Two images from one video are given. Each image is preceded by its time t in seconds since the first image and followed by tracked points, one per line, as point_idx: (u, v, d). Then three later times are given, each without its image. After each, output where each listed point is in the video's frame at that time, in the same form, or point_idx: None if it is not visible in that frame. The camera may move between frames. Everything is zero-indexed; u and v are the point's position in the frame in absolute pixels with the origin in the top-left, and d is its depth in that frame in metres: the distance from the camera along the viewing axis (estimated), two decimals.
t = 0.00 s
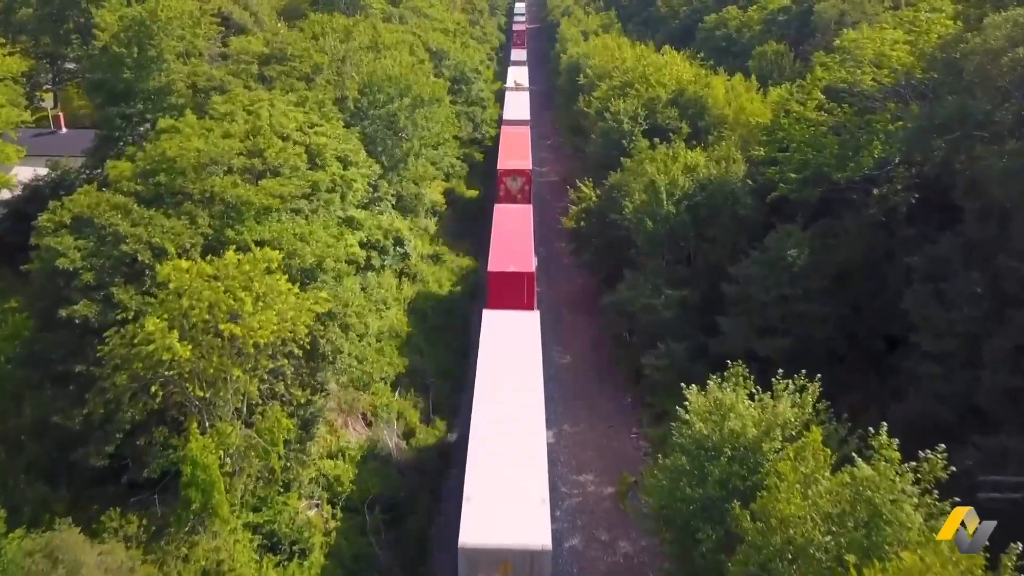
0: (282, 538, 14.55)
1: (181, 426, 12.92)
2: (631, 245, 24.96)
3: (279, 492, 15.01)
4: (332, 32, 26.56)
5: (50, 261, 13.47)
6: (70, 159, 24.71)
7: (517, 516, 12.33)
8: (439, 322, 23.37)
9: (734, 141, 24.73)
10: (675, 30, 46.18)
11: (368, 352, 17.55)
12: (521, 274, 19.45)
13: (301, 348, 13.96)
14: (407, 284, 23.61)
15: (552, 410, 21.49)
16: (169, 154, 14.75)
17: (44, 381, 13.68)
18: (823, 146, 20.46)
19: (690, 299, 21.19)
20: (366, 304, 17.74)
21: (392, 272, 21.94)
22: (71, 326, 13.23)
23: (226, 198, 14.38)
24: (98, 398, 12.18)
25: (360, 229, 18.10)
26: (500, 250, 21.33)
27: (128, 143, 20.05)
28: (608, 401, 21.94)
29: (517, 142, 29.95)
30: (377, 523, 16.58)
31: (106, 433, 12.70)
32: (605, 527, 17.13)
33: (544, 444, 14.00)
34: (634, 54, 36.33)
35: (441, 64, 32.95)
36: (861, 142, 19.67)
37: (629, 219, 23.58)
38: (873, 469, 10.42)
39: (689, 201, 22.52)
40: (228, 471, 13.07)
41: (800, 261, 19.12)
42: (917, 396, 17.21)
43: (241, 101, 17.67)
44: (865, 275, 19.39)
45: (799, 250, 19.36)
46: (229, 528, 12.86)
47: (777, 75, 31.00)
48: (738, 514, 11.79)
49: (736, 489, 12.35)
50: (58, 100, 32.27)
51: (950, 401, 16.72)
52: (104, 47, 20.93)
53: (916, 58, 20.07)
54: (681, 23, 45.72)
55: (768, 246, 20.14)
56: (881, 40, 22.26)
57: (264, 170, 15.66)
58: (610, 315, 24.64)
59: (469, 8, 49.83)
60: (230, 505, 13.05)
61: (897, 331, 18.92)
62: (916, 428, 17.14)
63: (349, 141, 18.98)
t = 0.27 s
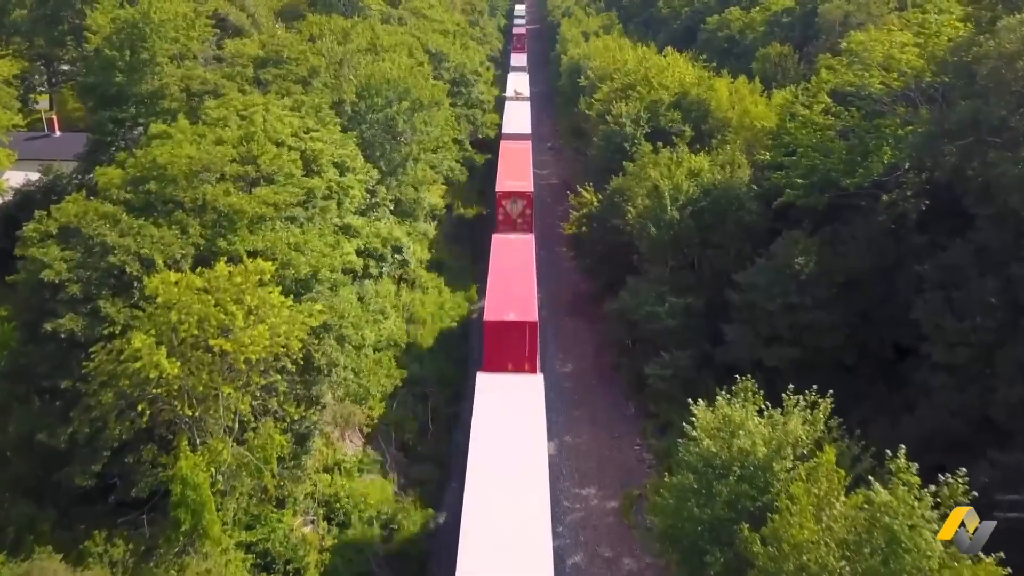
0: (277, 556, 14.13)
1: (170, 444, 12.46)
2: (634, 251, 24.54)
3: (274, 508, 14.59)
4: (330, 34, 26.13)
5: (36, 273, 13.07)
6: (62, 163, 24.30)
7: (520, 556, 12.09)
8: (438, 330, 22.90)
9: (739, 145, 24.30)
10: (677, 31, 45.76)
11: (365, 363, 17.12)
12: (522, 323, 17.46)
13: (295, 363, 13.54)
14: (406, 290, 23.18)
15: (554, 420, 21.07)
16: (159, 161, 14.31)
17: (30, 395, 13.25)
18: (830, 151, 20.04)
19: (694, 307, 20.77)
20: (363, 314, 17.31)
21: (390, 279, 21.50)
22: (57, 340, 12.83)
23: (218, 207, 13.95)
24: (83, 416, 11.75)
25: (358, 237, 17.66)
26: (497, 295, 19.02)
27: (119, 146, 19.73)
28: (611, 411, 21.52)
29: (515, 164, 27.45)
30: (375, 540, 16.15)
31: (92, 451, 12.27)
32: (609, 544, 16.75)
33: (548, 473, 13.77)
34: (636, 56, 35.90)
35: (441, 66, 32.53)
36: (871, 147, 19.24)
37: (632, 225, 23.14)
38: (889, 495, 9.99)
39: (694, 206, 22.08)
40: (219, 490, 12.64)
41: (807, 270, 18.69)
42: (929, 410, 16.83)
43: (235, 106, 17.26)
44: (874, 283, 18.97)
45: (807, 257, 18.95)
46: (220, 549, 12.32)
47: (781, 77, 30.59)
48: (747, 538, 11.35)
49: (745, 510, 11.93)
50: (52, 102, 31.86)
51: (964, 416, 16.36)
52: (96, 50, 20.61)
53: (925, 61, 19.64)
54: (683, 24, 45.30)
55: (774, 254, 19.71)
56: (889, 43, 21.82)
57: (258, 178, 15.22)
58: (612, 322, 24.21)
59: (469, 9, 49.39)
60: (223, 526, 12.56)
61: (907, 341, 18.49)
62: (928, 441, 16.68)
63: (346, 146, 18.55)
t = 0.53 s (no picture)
0: None
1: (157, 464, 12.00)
2: (637, 257, 24.10)
3: (268, 526, 14.14)
4: (328, 36, 25.71)
5: (20, 287, 12.61)
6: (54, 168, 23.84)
7: (520, 555, 12.71)
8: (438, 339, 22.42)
9: (744, 149, 23.88)
10: (678, 32, 45.36)
11: (362, 376, 16.68)
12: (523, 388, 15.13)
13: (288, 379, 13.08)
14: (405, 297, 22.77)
15: (556, 431, 20.65)
16: (149, 168, 13.87)
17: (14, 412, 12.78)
18: (838, 156, 19.59)
19: (699, 315, 20.32)
20: (360, 326, 16.83)
21: (389, 287, 21.05)
22: (41, 356, 12.35)
23: (210, 216, 13.51)
24: (67, 436, 11.29)
25: (355, 245, 17.23)
26: (493, 348, 16.91)
27: (111, 152, 19.17)
28: (614, 421, 21.08)
29: (515, 187, 25.02)
30: (374, 556, 15.74)
31: (79, 471, 11.80)
32: (614, 561, 16.33)
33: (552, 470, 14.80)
34: (638, 58, 35.49)
35: (441, 69, 32.13)
36: (880, 152, 18.79)
37: (635, 231, 22.70)
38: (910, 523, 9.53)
39: (698, 212, 21.62)
40: (209, 512, 12.17)
41: (816, 278, 18.23)
42: (941, 422, 16.24)
43: (228, 111, 16.80)
44: (884, 291, 18.50)
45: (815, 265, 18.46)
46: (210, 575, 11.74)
47: (785, 80, 30.16)
48: (760, 564, 10.89)
49: (756, 532, 11.46)
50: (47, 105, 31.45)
51: (977, 429, 15.70)
52: (87, 54, 20.01)
53: (935, 63, 19.19)
54: (685, 25, 44.92)
55: (782, 261, 19.25)
56: (897, 46, 21.38)
57: (252, 185, 14.77)
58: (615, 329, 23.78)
59: (469, 10, 48.91)
60: (215, 547, 12.09)
61: (918, 351, 18.03)
62: (942, 456, 16.21)
63: (343, 152, 18.11)
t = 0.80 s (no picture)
0: None
1: (144, 485, 11.56)
2: (640, 263, 23.66)
3: (261, 545, 13.69)
4: (325, 38, 25.27)
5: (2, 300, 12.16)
6: (45, 172, 23.40)
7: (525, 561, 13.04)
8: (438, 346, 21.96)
9: (748, 153, 23.44)
10: (680, 33, 44.93)
11: (359, 388, 16.22)
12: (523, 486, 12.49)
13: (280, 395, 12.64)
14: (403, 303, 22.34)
15: (558, 442, 20.20)
16: (138, 176, 13.42)
17: None
18: (846, 161, 19.15)
19: (703, 324, 19.88)
20: (356, 336, 16.35)
21: (387, 294, 20.61)
22: (25, 369, 11.91)
23: (200, 226, 13.06)
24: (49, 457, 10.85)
25: (352, 253, 16.78)
26: (488, 422, 14.27)
27: (103, 156, 18.74)
28: (617, 432, 20.63)
29: (514, 216, 22.23)
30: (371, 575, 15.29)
31: (62, 492, 11.35)
32: None
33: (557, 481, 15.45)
34: (640, 59, 35.06)
35: (440, 71, 31.70)
36: (890, 158, 18.35)
37: (638, 237, 22.25)
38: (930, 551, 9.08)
39: (702, 218, 21.16)
40: (197, 533, 11.71)
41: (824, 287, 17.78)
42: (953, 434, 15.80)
43: (221, 116, 16.34)
44: (894, 299, 18.05)
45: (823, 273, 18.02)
46: None
47: (789, 82, 29.73)
48: None
49: (766, 556, 11.01)
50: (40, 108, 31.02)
51: (989, 441, 15.10)
52: (77, 56, 19.51)
53: (945, 67, 18.76)
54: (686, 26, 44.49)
55: (789, 268, 18.80)
56: (904, 48, 20.95)
57: (244, 193, 14.33)
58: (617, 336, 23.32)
59: (469, 10, 48.44)
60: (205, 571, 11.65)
61: (929, 361, 17.58)
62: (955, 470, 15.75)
63: (340, 157, 17.67)
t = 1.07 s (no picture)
0: None
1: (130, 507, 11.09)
2: (642, 270, 23.19)
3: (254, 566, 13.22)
4: (322, 40, 24.82)
5: None
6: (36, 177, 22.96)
7: None
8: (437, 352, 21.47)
9: (754, 157, 22.95)
10: (681, 35, 44.47)
11: (355, 401, 15.75)
12: None
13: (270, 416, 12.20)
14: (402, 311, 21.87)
15: (560, 454, 19.72)
16: (125, 185, 12.97)
17: None
18: (855, 167, 18.67)
19: (708, 333, 19.40)
20: (352, 348, 15.88)
21: (385, 303, 20.15)
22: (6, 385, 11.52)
23: (189, 236, 12.61)
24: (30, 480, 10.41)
25: (348, 262, 16.31)
26: (484, 536, 12.22)
27: (92, 163, 18.17)
28: (620, 445, 20.15)
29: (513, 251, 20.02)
30: None
31: (43, 515, 10.89)
32: None
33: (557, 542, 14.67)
34: (642, 61, 34.60)
35: (439, 73, 31.25)
36: (900, 164, 17.87)
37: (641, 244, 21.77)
38: None
39: (707, 225, 20.70)
40: (186, 558, 11.23)
41: (833, 296, 17.30)
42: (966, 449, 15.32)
43: (213, 121, 15.86)
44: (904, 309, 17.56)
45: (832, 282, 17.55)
46: None
47: (794, 84, 29.26)
48: None
49: None
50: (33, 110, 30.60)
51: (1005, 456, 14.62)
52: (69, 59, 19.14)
53: (957, 70, 18.28)
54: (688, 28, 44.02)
55: (796, 277, 18.32)
56: (914, 51, 20.46)
57: (236, 201, 13.86)
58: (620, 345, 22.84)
59: (469, 11, 47.93)
60: None
61: (941, 373, 17.09)
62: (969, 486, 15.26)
63: (336, 162, 17.21)
